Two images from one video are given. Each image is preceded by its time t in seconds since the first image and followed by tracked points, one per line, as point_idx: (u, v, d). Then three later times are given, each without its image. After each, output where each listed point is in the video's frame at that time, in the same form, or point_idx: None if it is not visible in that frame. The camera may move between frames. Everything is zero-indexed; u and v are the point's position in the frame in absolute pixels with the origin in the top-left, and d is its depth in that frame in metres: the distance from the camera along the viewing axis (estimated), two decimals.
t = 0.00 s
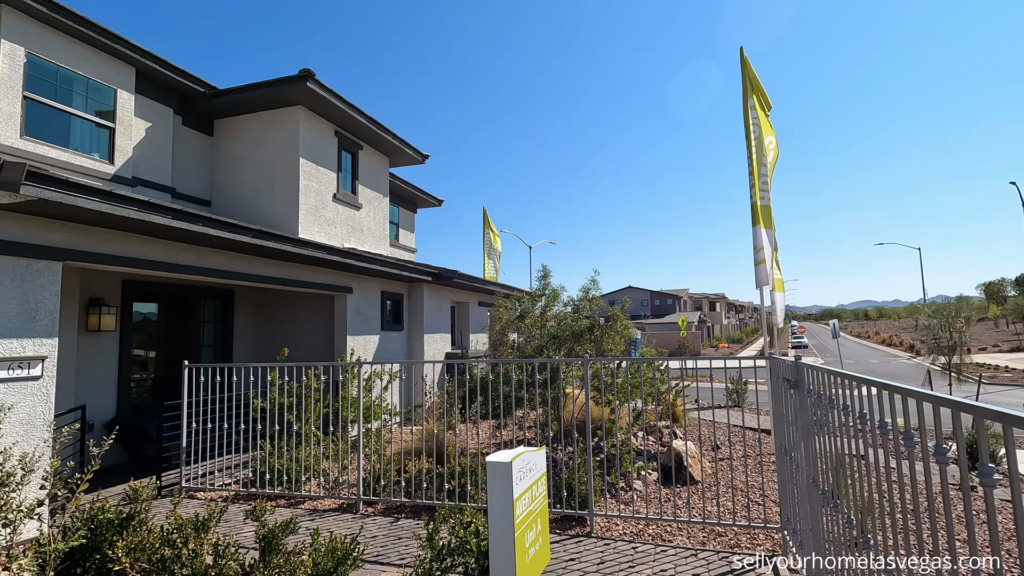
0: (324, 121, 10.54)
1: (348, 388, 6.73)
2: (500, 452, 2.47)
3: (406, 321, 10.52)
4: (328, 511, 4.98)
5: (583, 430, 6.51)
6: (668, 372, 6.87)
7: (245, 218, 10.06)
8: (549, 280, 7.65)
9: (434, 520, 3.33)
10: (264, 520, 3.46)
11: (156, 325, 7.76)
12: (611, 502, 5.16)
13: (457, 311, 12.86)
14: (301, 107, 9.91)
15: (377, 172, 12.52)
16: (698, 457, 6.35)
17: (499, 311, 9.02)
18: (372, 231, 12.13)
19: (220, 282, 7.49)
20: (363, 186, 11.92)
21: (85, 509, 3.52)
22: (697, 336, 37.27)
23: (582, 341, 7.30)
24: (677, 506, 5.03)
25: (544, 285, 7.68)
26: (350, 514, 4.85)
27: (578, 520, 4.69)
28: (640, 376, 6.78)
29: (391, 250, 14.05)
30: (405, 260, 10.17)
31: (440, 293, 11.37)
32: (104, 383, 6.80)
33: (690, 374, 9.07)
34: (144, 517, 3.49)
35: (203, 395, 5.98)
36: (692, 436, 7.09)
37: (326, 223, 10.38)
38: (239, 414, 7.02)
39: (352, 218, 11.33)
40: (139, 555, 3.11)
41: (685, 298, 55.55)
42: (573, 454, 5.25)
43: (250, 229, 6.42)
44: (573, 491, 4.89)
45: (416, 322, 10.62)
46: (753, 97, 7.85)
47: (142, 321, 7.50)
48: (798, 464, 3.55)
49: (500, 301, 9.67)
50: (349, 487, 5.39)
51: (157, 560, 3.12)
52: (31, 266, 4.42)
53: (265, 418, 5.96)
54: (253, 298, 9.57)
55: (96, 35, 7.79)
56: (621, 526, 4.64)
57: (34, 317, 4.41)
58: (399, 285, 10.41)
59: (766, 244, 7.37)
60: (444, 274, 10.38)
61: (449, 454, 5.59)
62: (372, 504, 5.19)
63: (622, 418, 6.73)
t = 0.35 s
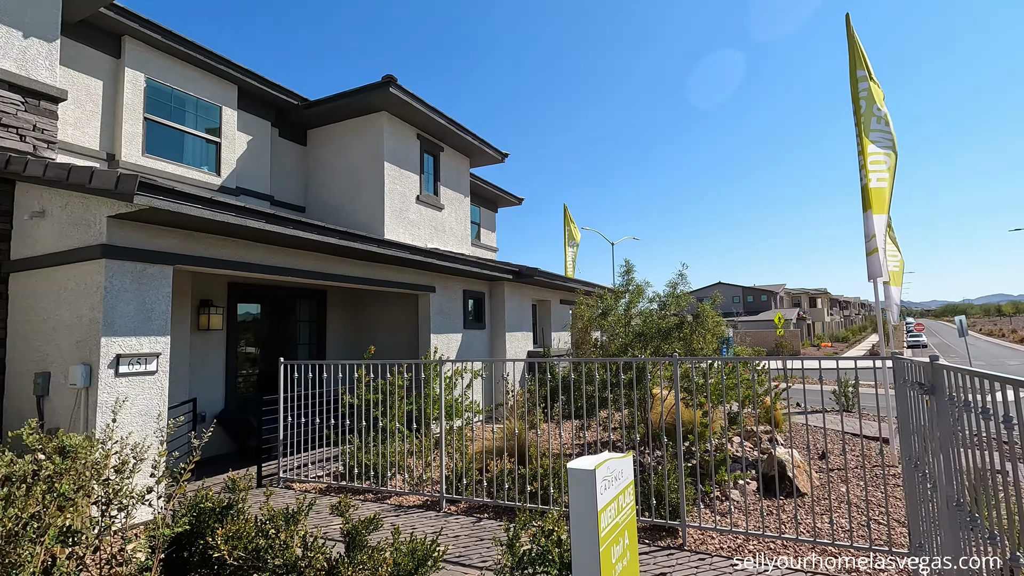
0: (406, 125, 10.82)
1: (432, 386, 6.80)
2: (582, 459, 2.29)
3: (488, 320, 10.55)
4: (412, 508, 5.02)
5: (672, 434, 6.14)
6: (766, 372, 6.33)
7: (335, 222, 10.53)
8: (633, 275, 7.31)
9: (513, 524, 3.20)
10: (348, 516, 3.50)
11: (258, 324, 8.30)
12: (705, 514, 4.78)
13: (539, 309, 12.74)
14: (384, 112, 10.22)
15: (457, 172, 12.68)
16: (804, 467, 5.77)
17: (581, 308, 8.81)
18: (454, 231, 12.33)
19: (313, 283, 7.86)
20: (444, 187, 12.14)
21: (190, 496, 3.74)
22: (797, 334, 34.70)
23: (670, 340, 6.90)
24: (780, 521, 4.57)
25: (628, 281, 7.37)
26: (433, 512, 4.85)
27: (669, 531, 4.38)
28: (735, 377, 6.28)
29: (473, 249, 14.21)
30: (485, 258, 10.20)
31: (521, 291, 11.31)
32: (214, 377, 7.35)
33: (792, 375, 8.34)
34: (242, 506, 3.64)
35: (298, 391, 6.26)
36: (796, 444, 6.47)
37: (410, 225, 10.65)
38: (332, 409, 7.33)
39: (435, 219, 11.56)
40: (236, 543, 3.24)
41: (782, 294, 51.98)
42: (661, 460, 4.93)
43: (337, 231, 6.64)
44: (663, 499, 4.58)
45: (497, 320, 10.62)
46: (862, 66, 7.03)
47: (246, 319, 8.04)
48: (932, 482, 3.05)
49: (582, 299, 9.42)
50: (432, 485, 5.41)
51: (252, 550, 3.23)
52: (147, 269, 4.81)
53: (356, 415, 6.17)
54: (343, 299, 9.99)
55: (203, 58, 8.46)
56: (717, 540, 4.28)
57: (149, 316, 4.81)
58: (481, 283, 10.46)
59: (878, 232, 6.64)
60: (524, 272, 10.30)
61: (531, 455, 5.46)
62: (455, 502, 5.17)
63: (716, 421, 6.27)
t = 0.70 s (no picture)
0: (503, 122, 10.85)
1: (531, 383, 6.69)
2: (688, 472, 2.02)
3: (588, 316, 10.29)
4: (510, 507, 4.93)
5: (795, 441, 5.52)
6: (911, 374, 5.49)
7: (437, 222, 10.81)
8: (745, 266, 6.70)
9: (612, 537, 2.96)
10: (443, 515, 3.46)
11: (369, 322, 8.73)
12: (838, 535, 4.19)
13: (642, 305, 12.23)
14: (481, 111, 10.32)
15: (555, 167, 12.49)
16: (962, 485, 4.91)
17: (687, 303, 8.27)
18: (552, 227, 12.19)
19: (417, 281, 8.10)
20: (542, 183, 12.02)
21: (301, 486, 3.93)
22: (947, 330, 30.44)
23: (791, 337, 6.22)
24: (936, 550, 3.89)
25: (739, 273, 6.77)
26: (531, 513, 4.73)
27: (794, 552, 3.89)
28: (871, 378, 5.51)
29: (572, 245, 13.98)
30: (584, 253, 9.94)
31: (622, 286, 10.91)
32: (329, 372, 7.83)
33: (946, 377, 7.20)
34: (346, 498, 3.75)
35: (403, 386, 6.43)
36: (950, 457, 5.55)
37: (508, 222, 10.68)
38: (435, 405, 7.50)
39: (533, 215, 11.50)
40: (340, 534, 3.33)
41: (926, 285, 45.92)
42: (783, 471, 4.41)
43: (435, 229, 6.74)
44: (786, 515, 4.08)
45: (598, 316, 10.33)
46: None
47: (357, 317, 8.48)
48: None
49: (687, 293, 8.86)
50: (531, 485, 5.28)
51: (355, 541, 3.28)
52: (265, 271, 5.17)
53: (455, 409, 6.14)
54: (445, 296, 10.21)
55: (315, 73, 9.04)
56: (855, 567, 3.72)
57: (267, 315, 5.16)
58: (580, 279, 10.22)
59: None
60: (625, 266, 9.91)
61: (634, 459, 5.16)
62: (553, 505, 5.00)
63: (847, 429, 5.54)
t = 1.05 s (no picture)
0: (616, 114, 10.50)
1: (651, 383, 6.36)
2: (843, 496, 1.71)
3: (712, 313, 9.62)
4: (629, 514, 4.69)
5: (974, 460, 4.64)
6: None
7: (551, 220, 10.75)
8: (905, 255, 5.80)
9: (743, 560, 2.65)
10: (557, 519, 3.36)
11: (486, 319, 8.90)
12: None
13: (775, 301, 11.18)
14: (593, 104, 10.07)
15: (673, 156, 11.84)
16: None
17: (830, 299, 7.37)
18: (671, 219, 11.58)
19: (532, 278, 8.09)
20: (660, 174, 11.46)
21: (420, 479, 4.05)
22: None
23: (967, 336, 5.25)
24: None
25: (897, 263, 5.86)
26: (652, 522, 4.46)
27: None
28: None
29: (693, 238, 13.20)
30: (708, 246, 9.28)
31: (752, 280, 10.04)
32: (448, 368, 8.10)
33: None
34: (462, 493, 3.79)
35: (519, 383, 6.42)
36: None
37: (623, 216, 10.32)
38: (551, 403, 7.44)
39: (650, 209, 11.02)
40: (456, 528, 3.35)
41: None
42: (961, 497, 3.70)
43: (547, 226, 6.65)
44: (966, 550, 3.42)
45: (724, 313, 9.62)
46: None
47: (474, 315, 8.69)
48: None
49: (830, 287, 7.90)
50: (652, 491, 4.99)
51: (471, 537, 3.28)
52: (386, 271, 5.43)
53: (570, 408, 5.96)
54: (561, 294, 10.10)
55: (431, 81, 9.41)
56: None
57: (389, 313, 5.42)
58: (703, 273, 9.57)
59: None
60: (754, 258, 9.09)
61: (769, 471, 4.66)
62: (676, 515, 4.67)
63: None
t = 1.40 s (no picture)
0: (753, 90, 9.62)
1: (802, 385, 5.68)
2: None
3: (876, 306, 8.41)
4: (779, 528, 4.20)
5: None
6: None
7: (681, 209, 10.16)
8: None
9: None
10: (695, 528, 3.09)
11: (613, 315, 8.63)
12: None
13: (959, 291, 9.49)
14: (726, 81, 9.32)
15: (823, 131, 10.55)
16: None
17: None
18: (821, 202, 10.35)
19: (660, 271, 7.68)
20: (806, 152, 10.29)
21: (547, 475, 3.98)
22: None
23: None
24: None
25: None
26: (807, 540, 3.95)
27: None
28: None
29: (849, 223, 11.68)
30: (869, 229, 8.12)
31: (927, 267, 8.61)
32: (575, 364, 7.99)
33: None
34: (591, 493, 3.66)
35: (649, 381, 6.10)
36: None
37: (763, 201, 9.44)
38: (685, 403, 7.00)
39: (795, 192, 9.95)
40: (585, 529, 3.23)
41: None
42: None
43: (677, 215, 6.24)
44: None
45: (891, 306, 8.36)
46: None
47: (601, 311, 8.47)
48: None
49: None
50: (806, 506, 4.43)
51: (601, 540, 3.13)
52: (511, 266, 5.46)
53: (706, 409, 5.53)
54: (694, 288, 9.48)
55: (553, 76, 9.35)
56: None
57: (515, 307, 5.44)
58: (863, 261, 8.40)
59: None
60: (931, 241, 7.77)
61: (960, 491, 3.90)
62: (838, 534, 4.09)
63: None
